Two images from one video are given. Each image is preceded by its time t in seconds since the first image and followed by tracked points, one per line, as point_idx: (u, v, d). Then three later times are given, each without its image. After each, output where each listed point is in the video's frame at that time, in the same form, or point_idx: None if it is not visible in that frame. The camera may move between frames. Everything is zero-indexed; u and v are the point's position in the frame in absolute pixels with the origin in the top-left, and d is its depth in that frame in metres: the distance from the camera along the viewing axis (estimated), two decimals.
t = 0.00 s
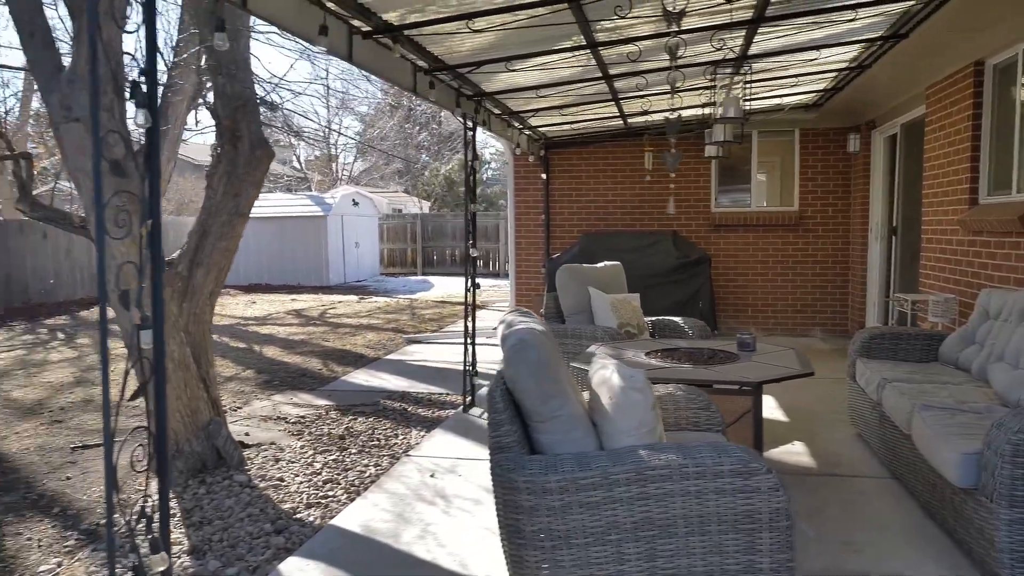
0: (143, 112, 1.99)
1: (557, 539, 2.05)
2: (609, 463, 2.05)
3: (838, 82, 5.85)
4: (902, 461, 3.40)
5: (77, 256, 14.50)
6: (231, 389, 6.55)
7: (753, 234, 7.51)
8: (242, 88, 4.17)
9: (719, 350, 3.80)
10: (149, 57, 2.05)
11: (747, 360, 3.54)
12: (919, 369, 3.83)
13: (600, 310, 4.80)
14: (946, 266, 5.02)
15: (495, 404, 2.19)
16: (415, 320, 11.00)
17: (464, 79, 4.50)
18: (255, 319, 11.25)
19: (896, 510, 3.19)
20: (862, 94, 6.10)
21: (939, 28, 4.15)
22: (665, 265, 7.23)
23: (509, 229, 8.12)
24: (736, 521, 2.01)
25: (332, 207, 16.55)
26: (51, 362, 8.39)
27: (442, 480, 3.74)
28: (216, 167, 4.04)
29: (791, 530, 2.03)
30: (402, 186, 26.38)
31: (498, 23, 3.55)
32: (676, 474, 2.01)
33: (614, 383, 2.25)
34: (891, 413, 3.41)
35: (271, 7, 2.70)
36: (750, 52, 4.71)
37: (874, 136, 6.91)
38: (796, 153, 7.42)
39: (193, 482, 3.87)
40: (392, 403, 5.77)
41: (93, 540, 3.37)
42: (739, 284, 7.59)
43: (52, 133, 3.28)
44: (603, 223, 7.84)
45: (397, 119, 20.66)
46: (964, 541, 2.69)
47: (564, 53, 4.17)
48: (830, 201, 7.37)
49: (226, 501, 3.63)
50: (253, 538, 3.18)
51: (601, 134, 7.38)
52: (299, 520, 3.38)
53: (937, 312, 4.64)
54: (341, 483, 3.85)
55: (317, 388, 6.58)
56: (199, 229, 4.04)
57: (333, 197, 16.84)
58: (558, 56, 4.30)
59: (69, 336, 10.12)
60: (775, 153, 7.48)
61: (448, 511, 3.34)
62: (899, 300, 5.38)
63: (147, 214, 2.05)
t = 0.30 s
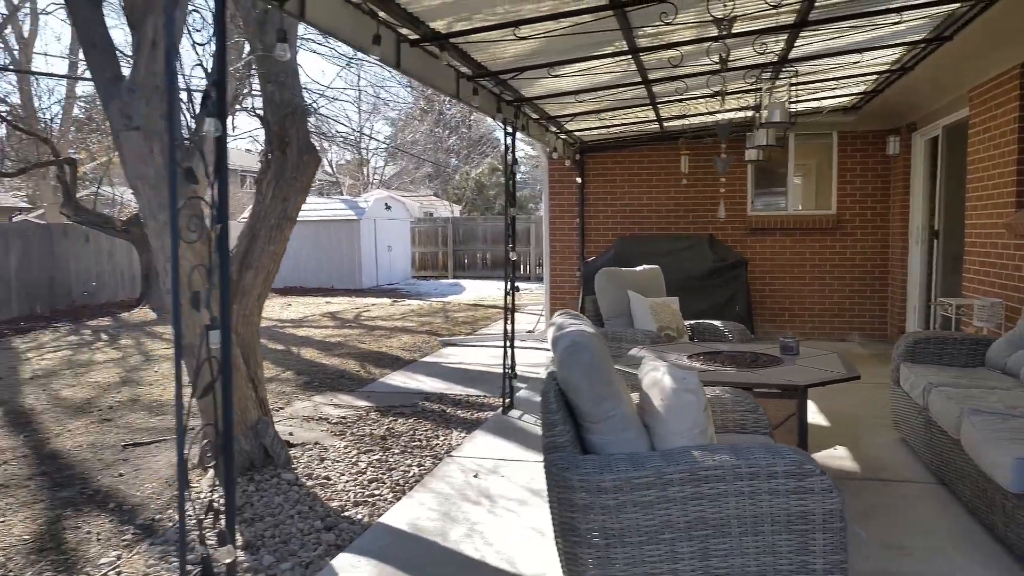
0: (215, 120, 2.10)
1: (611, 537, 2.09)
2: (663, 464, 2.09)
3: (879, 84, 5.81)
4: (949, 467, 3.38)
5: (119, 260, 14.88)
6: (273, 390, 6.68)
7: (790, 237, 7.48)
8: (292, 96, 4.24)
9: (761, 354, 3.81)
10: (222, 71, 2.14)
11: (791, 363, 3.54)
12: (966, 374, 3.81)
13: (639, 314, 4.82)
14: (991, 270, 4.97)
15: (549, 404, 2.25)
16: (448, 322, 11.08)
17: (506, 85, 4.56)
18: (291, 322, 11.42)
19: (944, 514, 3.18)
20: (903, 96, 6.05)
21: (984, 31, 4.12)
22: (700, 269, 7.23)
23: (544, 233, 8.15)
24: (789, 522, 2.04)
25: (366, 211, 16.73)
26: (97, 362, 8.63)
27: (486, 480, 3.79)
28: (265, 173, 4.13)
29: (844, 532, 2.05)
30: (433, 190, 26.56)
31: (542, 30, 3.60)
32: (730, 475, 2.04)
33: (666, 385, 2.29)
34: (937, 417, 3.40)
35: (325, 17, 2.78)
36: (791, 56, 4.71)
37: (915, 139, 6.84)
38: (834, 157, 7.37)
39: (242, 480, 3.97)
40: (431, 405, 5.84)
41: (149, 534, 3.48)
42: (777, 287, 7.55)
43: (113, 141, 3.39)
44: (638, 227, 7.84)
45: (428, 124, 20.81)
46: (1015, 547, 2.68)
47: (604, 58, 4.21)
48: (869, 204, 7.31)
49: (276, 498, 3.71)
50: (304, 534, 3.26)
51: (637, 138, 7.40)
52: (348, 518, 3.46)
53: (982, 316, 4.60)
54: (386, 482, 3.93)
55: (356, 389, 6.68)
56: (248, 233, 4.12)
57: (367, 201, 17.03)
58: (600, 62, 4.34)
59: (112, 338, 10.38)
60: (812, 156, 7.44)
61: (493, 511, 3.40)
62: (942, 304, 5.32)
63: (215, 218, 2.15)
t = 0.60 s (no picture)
0: (281, 127, 2.18)
1: (664, 534, 2.13)
2: (716, 462, 2.12)
3: (918, 86, 5.77)
4: (994, 470, 3.37)
5: (154, 263, 15.20)
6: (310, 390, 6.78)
7: (824, 240, 7.44)
8: (337, 100, 4.30)
9: (802, 357, 3.83)
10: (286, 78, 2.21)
11: (833, 366, 3.56)
12: (1010, 377, 3.78)
13: (677, 316, 4.85)
14: None
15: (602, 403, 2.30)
16: (478, 325, 11.16)
17: (545, 89, 4.61)
18: (324, 324, 11.56)
19: (990, 518, 3.17)
20: (942, 98, 6.00)
21: None
22: (733, 272, 7.23)
23: (575, 237, 8.18)
24: (842, 521, 2.06)
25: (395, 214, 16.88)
26: (136, 362, 8.81)
27: (527, 480, 3.84)
28: (311, 176, 4.23)
29: (897, 530, 2.07)
30: (460, 193, 26.70)
31: (585, 36, 3.66)
32: (783, 473, 2.08)
33: (717, 385, 2.33)
34: (982, 421, 3.39)
35: (378, 25, 2.86)
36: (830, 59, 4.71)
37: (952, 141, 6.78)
38: (869, 160, 7.33)
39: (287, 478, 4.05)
40: (466, 406, 5.91)
41: (200, 529, 3.56)
42: (811, 291, 7.52)
43: (168, 147, 3.49)
44: (671, 230, 7.85)
45: (455, 128, 20.95)
46: None
47: (644, 63, 4.25)
48: (905, 208, 7.26)
49: (322, 496, 3.79)
50: (352, 530, 3.33)
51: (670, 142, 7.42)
52: (393, 515, 3.52)
53: None
54: (428, 481, 3.99)
55: (391, 390, 6.77)
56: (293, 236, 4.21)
57: (396, 204, 17.20)
58: (639, 66, 4.38)
59: (149, 339, 10.59)
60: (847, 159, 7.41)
61: (536, 510, 3.44)
62: (983, 308, 5.27)
63: (280, 221, 2.24)
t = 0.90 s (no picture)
0: (337, 131, 2.26)
1: (710, 530, 2.17)
2: (762, 460, 2.16)
3: (949, 88, 5.75)
4: None
5: (181, 265, 15.41)
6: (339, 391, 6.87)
7: (852, 242, 7.43)
8: (374, 106, 4.38)
9: (837, 359, 3.85)
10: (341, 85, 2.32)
11: (869, 367, 3.57)
12: None
13: (708, 318, 4.88)
14: None
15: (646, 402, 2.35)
16: (502, 328, 11.21)
17: (578, 93, 4.65)
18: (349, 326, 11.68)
19: None
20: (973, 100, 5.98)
21: None
22: (760, 275, 7.24)
23: (601, 239, 8.22)
24: (887, 518, 2.09)
25: (417, 218, 17.00)
26: (167, 363, 8.96)
27: (561, 480, 3.88)
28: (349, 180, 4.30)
29: (942, 528, 2.09)
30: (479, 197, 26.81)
31: (622, 40, 3.71)
32: (829, 471, 2.11)
33: (761, 384, 2.36)
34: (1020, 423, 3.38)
35: (421, 31, 2.92)
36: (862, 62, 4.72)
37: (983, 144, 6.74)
38: (897, 162, 7.30)
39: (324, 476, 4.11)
40: (496, 407, 5.96)
41: (243, 525, 3.63)
42: (839, 293, 7.50)
43: (211, 151, 3.58)
44: (696, 232, 7.87)
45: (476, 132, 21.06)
46: None
47: (677, 67, 4.29)
48: (934, 210, 7.23)
49: (360, 493, 3.85)
50: (393, 527, 3.39)
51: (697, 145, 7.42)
52: (432, 513, 3.58)
53: None
54: (464, 480, 4.04)
55: (420, 391, 6.85)
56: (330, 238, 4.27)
57: (419, 208, 17.33)
58: (672, 70, 4.42)
59: (179, 340, 10.75)
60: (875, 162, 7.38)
61: (572, 509, 3.49)
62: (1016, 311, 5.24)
63: (334, 223, 2.31)
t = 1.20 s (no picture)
0: (385, 134, 2.32)
1: (751, 527, 2.20)
2: (803, 458, 2.20)
3: (976, 90, 5.74)
4: None
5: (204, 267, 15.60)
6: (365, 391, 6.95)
7: (876, 245, 7.42)
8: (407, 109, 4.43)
9: (868, 360, 3.86)
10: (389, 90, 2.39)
11: (901, 369, 3.59)
12: None
13: (735, 320, 4.91)
14: None
15: (686, 401, 2.39)
16: (523, 329, 11.26)
17: (606, 96, 4.69)
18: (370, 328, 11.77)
19: None
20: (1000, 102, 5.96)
21: None
22: (783, 277, 7.25)
23: (623, 242, 8.26)
24: (928, 516, 2.11)
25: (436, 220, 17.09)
26: (194, 364, 9.08)
27: (592, 479, 3.93)
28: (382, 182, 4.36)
29: (983, 526, 2.11)
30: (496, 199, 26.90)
31: (653, 44, 3.76)
32: (869, 469, 2.14)
33: (800, 383, 2.40)
34: None
35: (459, 37, 2.98)
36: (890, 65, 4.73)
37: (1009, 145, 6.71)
38: (922, 164, 7.28)
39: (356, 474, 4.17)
40: (521, 408, 6.01)
41: (280, 521, 3.70)
42: (863, 295, 7.49)
43: (251, 155, 3.66)
44: (719, 235, 7.88)
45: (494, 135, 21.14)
46: None
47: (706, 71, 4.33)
48: (959, 212, 7.20)
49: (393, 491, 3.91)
50: (428, 524, 3.45)
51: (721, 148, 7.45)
52: (466, 511, 3.63)
53: None
54: (495, 479, 4.09)
55: (445, 392, 6.91)
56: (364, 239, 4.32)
57: (438, 210, 17.43)
58: (700, 74, 4.45)
59: (203, 341, 10.89)
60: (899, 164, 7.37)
61: (605, 507, 3.53)
62: None
63: (381, 226, 2.36)
